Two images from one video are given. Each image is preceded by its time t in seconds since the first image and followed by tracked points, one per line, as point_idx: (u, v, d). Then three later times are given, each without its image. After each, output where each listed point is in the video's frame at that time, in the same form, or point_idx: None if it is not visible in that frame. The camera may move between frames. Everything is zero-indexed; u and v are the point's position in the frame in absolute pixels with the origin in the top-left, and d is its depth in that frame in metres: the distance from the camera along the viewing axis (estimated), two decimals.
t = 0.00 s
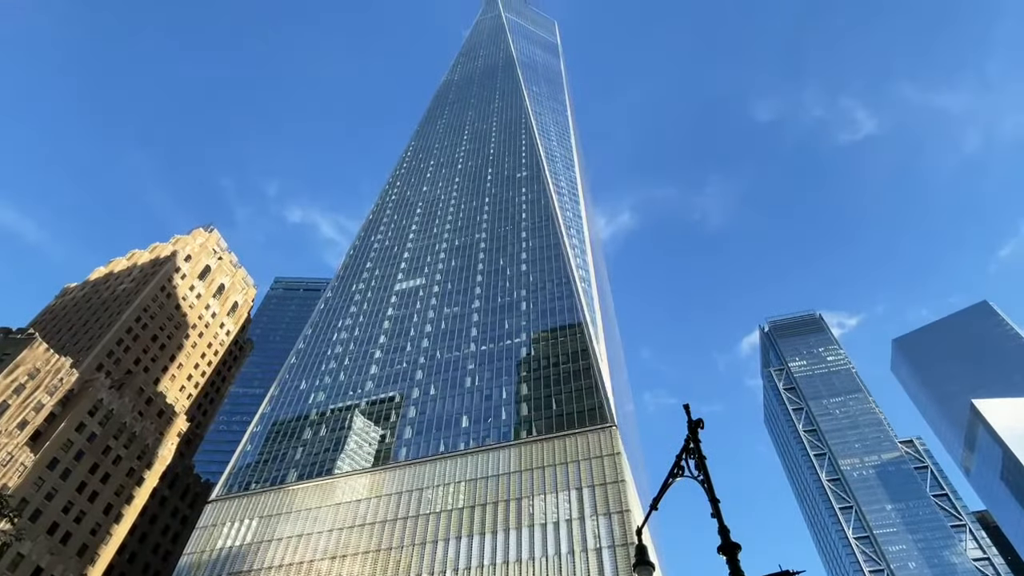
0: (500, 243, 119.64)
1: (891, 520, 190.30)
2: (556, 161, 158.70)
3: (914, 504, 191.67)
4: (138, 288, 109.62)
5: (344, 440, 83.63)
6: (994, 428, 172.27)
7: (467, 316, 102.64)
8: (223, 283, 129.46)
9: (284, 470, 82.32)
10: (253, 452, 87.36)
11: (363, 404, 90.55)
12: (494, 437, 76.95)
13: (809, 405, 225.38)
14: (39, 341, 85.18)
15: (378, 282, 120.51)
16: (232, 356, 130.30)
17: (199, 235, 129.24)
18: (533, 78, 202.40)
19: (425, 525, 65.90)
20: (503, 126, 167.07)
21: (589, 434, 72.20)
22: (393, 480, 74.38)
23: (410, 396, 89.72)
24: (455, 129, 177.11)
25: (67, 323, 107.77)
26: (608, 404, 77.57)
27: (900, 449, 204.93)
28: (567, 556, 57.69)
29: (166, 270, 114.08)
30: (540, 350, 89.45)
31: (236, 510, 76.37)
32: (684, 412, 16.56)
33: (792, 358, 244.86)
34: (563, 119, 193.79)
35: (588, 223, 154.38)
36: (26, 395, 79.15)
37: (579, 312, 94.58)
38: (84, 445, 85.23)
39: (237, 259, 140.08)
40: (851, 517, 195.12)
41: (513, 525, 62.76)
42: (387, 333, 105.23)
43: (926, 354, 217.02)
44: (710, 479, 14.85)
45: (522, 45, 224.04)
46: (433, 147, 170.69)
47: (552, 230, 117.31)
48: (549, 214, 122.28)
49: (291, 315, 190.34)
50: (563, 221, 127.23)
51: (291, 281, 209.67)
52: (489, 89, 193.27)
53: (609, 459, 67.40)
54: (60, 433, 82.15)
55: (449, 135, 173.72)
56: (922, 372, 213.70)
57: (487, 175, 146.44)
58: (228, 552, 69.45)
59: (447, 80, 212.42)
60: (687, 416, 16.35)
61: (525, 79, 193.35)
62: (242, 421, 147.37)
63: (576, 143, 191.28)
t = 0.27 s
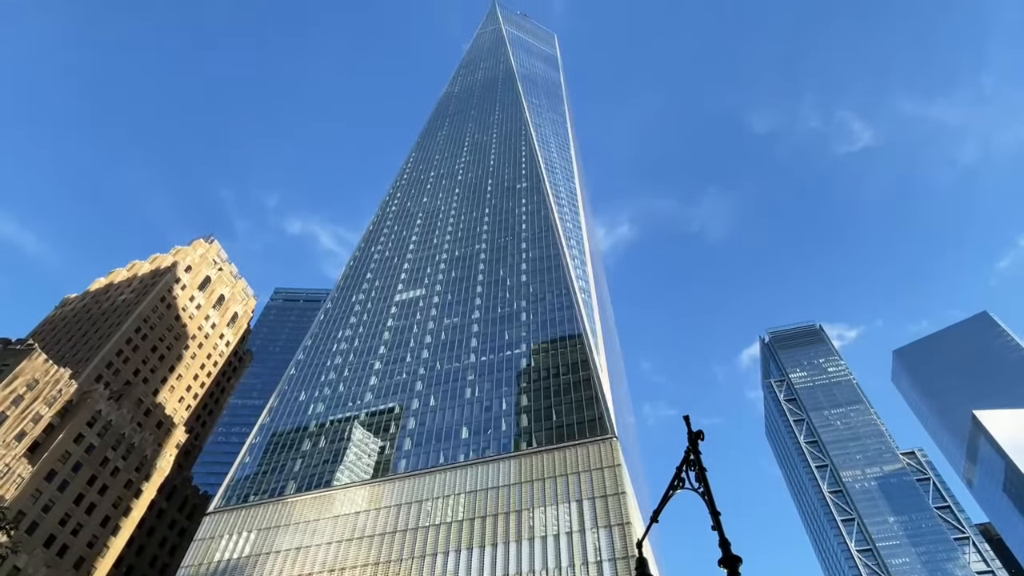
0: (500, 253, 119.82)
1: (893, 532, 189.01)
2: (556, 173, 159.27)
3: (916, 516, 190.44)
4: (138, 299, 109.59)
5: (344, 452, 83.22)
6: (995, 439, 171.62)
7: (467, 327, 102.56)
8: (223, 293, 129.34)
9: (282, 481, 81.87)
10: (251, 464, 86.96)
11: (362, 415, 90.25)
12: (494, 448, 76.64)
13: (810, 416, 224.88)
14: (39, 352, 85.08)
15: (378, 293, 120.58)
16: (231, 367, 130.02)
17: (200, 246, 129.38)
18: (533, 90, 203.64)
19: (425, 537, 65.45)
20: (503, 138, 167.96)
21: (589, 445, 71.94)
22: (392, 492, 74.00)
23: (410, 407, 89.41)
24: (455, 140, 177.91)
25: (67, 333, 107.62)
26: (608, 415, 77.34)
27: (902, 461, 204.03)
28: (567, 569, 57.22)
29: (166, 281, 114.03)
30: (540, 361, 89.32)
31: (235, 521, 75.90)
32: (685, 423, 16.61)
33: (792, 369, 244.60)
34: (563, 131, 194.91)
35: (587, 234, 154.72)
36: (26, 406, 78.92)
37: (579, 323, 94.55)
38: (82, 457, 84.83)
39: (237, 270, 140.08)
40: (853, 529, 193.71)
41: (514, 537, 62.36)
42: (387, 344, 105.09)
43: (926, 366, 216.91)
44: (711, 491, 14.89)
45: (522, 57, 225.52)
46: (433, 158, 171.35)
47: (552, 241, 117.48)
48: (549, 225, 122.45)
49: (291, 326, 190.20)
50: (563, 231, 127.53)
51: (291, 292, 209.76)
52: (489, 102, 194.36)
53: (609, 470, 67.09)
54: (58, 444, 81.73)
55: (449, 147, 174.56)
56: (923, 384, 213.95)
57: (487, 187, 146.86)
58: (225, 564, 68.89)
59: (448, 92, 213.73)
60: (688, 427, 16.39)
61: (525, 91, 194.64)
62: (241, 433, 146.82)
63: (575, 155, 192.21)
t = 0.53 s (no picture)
0: (500, 265, 119.99)
1: (896, 545, 187.26)
2: (556, 185, 159.86)
3: (919, 529, 188.84)
4: (138, 310, 109.49)
5: (343, 464, 82.80)
6: (997, 451, 170.75)
7: (467, 338, 102.49)
8: (223, 305, 129.15)
9: (281, 494, 81.39)
10: (250, 476, 86.55)
11: (361, 427, 89.95)
12: (494, 461, 76.29)
13: (811, 428, 224.07)
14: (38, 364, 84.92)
15: (378, 304, 120.62)
16: (230, 379, 129.70)
17: (200, 258, 129.48)
18: (533, 103, 204.90)
19: (424, 550, 64.96)
20: (503, 150, 168.77)
21: (590, 457, 71.61)
22: (392, 504, 73.60)
23: (409, 419, 89.13)
24: (456, 153, 178.74)
25: (66, 345, 107.37)
26: (608, 427, 77.01)
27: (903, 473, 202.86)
28: None
29: (166, 292, 113.96)
30: (540, 372, 89.16)
31: (232, 534, 75.39)
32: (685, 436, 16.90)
33: (793, 381, 244.26)
34: (563, 143, 195.99)
35: (587, 246, 155.05)
36: (24, 417, 78.62)
37: (579, 334, 94.47)
38: (80, 469, 84.42)
39: (237, 281, 140.01)
40: (855, 542, 191.93)
41: (513, 550, 61.91)
42: (386, 355, 104.89)
43: (927, 379, 216.68)
44: (710, 502, 15.17)
45: (522, 71, 227.14)
46: (434, 170, 172.10)
47: (552, 252, 117.63)
48: (548, 237, 122.59)
49: (291, 337, 190.01)
50: (563, 243, 127.77)
51: (291, 303, 209.81)
52: (489, 114, 195.44)
53: (610, 483, 66.71)
54: (56, 456, 81.37)
55: (450, 159, 175.37)
56: (924, 397, 214.23)
57: (487, 199, 147.28)
58: None
59: (448, 105, 215.08)
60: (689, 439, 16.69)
61: (525, 104, 195.92)
62: (239, 444, 146.23)
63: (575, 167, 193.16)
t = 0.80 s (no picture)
0: (500, 277, 120.09)
1: (899, 559, 184.59)
2: (556, 197, 160.44)
3: (923, 543, 186.53)
4: (138, 322, 109.37)
5: (342, 477, 82.28)
6: (1000, 464, 169.77)
7: (467, 350, 102.33)
8: (223, 316, 129.05)
9: (279, 507, 80.83)
10: (248, 489, 86.06)
11: (361, 440, 89.57)
12: (494, 474, 75.83)
13: (813, 441, 223.05)
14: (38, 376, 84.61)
15: (378, 316, 120.57)
16: (230, 391, 129.32)
17: (201, 270, 129.52)
18: (533, 116, 206.12)
19: (423, 564, 64.39)
20: (504, 163, 169.53)
21: (590, 471, 71.23)
22: (391, 518, 73.10)
23: (409, 431, 88.75)
24: (456, 165, 179.56)
25: (65, 357, 107.12)
26: (608, 440, 76.60)
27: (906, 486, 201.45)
28: None
29: (166, 304, 113.89)
30: (540, 385, 88.87)
31: (230, 548, 74.77)
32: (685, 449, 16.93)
33: (794, 393, 243.65)
34: (563, 156, 196.98)
35: (587, 258, 155.35)
36: (23, 430, 78.17)
37: (579, 346, 94.26)
38: (77, 482, 83.89)
39: (237, 293, 139.99)
40: (858, 556, 189.73)
41: (513, 565, 61.38)
42: (386, 367, 104.68)
43: (928, 392, 216.27)
44: (711, 515, 15.18)
45: (522, 84, 228.65)
46: (434, 183, 172.79)
47: (552, 265, 117.74)
48: (549, 249, 122.77)
49: (290, 349, 189.75)
50: (562, 255, 127.97)
51: (291, 315, 209.70)
52: (489, 127, 196.57)
53: (610, 496, 66.29)
54: (54, 469, 80.82)
55: (450, 172, 176.11)
56: (926, 409, 213.60)
57: (487, 211, 147.68)
58: None
59: (449, 118, 216.24)
60: (689, 452, 16.72)
61: (525, 117, 197.06)
62: (238, 457, 145.52)
63: (574, 180, 194.02)
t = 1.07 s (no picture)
0: (500, 289, 120.12)
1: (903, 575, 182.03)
2: (556, 210, 160.95)
3: (928, 559, 184.29)
4: (138, 335, 109.21)
5: (341, 491, 81.76)
6: (1003, 478, 168.69)
7: (467, 364, 102.09)
8: (223, 329, 128.99)
9: (278, 522, 80.19)
10: (247, 503, 85.55)
11: (360, 454, 89.15)
12: (494, 488, 75.36)
13: (815, 455, 221.86)
14: (36, 389, 84.33)
15: (378, 329, 120.46)
16: (229, 404, 128.87)
17: (201, 282, 129.50)
18: (533, 130, 207.44)
19: None
20: (504, 176, 170.30)
21: (590, 485, 70.87)
22: (390, 533, 72.55)
23: (409, 445, 88.33)
24: (456, 178, 180.40)
25: (64, 370, 106.84)
26: (610, 454, 76.21)
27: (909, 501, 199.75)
28: None
29: (166, 317, 113.81)
30: (540, 398, 88.56)
31: (228, 563, 74.06)
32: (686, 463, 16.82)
33: (795, 407, 243.02)
34: (563, 170, 197.97)
35: (587, 272, 155.55)
36: (20, 443, 77.75)
37: (579, 359, 94.03)
38: (75, 496, 83.31)
39: (237, 306, 139.98)
40: (862, 571, 187.50)
41: None
42: (386, 380, 104.39)
43: (930, 405, 215.82)
44: (713, 530, 14.95)
45: (522, 99, 230.36)
46: (434, 196, 173.43)
47: (552, 278, 117.82)
48: (549, 262, 122.89)
49: (290, 362, 189.30)
50: (563, 268, 128.14)
51: (291, 327, 209.56)
52: (490, 141, 197.77)
53: (611, 511, 65.85)
54: (51, 483, 80.25)
55: (451, 185, 176.81)
56: (928, 423, 213.20)
57: (488, 224, 148.08)
58: None
59: (449, 132, 217.56)
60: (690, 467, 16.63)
61: (525, 131, 198.23)
62: (236, 471, 144.67)
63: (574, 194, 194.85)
